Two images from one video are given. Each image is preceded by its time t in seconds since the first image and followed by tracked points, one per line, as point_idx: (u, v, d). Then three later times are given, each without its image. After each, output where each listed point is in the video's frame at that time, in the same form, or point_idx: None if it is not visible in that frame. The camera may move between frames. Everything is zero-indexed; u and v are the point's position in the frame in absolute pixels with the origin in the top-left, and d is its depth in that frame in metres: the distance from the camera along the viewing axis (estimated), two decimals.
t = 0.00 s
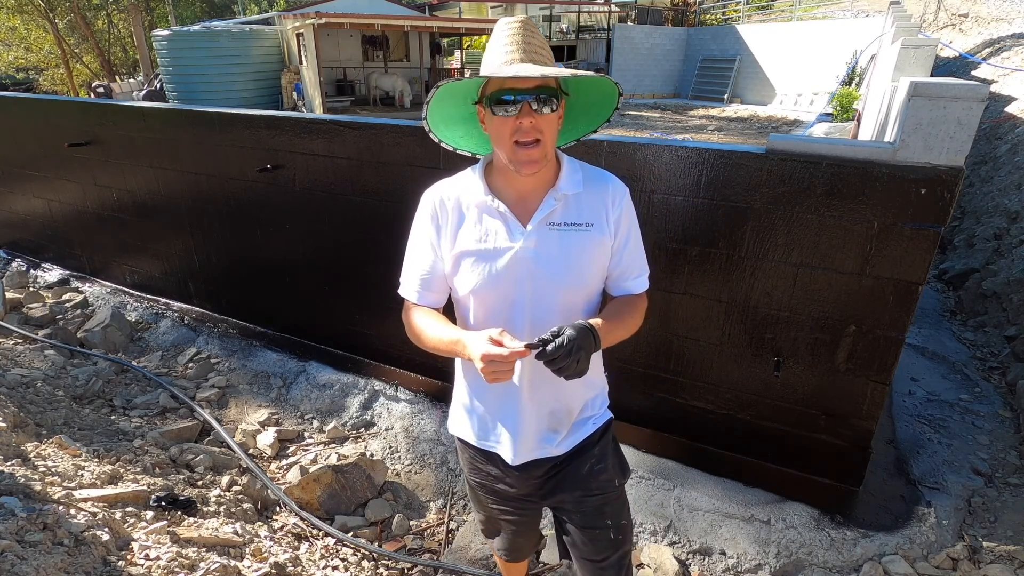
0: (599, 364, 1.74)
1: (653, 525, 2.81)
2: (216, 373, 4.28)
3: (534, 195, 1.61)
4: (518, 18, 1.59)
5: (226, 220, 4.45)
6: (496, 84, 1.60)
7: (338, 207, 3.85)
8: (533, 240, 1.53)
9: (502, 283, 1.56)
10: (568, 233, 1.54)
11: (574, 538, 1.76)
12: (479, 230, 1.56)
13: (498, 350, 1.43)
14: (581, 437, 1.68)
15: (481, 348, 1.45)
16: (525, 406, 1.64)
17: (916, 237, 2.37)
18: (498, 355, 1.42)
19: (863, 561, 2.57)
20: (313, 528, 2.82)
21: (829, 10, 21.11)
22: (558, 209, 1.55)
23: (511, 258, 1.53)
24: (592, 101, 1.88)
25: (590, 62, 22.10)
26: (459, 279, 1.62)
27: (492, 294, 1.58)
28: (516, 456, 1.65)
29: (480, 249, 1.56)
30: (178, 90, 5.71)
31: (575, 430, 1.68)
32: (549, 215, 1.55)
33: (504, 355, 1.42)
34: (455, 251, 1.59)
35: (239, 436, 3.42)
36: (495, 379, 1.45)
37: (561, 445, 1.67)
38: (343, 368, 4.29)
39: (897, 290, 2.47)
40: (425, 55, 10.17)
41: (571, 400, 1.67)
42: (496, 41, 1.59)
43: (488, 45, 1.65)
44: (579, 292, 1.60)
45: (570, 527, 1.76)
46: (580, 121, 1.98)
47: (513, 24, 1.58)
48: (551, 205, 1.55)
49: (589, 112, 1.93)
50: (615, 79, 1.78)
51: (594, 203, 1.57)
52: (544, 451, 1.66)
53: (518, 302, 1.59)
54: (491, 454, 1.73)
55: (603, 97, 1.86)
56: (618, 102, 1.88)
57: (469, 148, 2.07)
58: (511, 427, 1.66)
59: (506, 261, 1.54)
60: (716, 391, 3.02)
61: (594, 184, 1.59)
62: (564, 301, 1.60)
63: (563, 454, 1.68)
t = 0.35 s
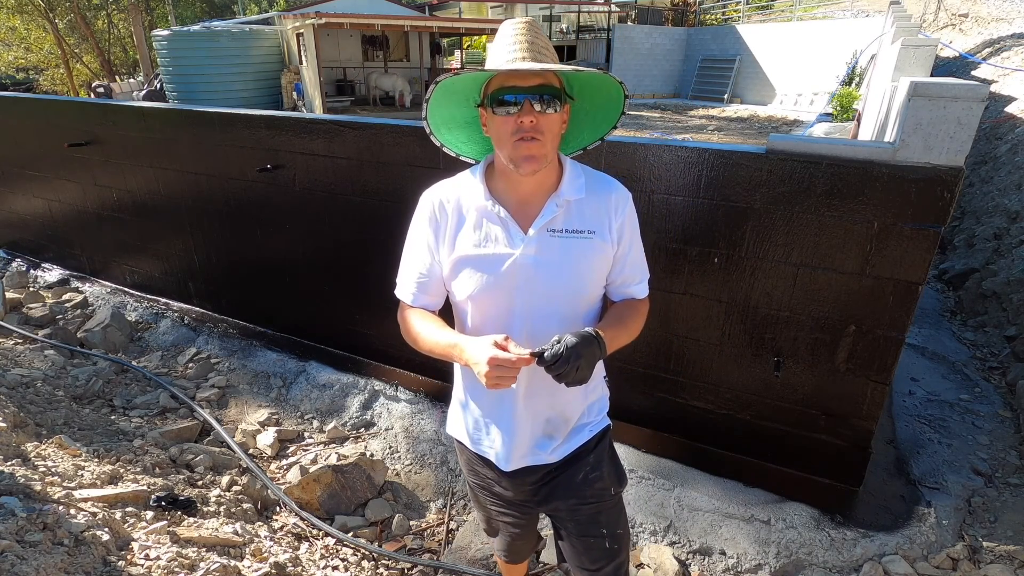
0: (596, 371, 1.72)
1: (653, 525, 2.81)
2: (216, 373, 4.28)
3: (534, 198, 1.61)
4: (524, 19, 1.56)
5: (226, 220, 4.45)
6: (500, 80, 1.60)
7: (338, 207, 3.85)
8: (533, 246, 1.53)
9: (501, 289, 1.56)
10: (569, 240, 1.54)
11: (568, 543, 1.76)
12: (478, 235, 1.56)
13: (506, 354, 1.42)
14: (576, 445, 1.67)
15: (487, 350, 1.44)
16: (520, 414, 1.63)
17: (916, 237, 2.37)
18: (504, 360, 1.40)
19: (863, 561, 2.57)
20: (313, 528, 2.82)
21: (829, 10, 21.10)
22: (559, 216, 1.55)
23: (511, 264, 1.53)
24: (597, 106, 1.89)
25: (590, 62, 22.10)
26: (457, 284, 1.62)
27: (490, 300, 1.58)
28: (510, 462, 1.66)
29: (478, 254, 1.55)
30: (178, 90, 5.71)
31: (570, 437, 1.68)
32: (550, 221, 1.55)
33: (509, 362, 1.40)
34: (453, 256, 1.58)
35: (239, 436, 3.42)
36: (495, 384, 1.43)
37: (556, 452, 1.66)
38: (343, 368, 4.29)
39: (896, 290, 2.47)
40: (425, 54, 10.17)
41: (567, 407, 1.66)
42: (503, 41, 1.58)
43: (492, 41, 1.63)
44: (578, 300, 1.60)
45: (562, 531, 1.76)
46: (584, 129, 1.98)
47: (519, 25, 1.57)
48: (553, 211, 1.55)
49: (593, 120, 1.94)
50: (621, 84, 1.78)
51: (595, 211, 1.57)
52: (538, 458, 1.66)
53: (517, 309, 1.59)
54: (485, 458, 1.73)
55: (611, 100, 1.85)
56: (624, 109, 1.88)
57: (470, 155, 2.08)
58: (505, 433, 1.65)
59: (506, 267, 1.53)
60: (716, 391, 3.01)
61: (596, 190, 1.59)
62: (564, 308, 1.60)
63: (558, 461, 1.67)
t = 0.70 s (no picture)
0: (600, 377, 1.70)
1: (653, 525, 2.81)
2: (216, 373, 4.28)
3: (536, 202, 1.61)
4: (524, 19, 1.58)
5: (226, 220, 4.45)
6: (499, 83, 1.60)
7: (338, 207, 3.85)
8: (537, 252, 1.53)
9: (506, 295, 1.56)
10: (574, 244, 1.54)
11: (580, 551, 1.75)
12: (481, 243, 1.55)
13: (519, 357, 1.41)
14: (583, 452, 1.66)
15: (499, 352, 1.43)
16: (525, 423, 1.61)
17: (916, 236, 2.37)
18: (519, 364, 1.39)
19: (863, 561, 2.57)
20: (313, 528, 2.82)
21: (829, 10, 21.10)
22: (563, 221, 1.55)
23: (515, 271, 1.53)
24: (601, 107, 1.89)
25: (590, 62, 22.10)
26: (459, 292, 1.61)
27: (493, 307, 1.58)
28: (516, 473, 1.64)
29: (481, 262, 1.55)
30: (178, 90, 5.72)
31: (576, 445, 1.66)
32: (554, 226, 1.55)
33: (522, 368, 1.39)
34: (455, 264, 1.58)
35: (239, 436, 3.43)
36: (501, 392, 1.41)
37: (563, 461, 1.65)
38: (343, 368, 4.29)
39: (897, 290, 2.47)
40: (425, 55, 10.17)
41: (573, 415, 1.65)
42: (503, 40, 1.58)
43: (493, 41, 1.64)
44: (583, 305, 1.60)
45: (574, 539, 1.75)
46: (586, 130, 1.98)
47: (520, 24, 1.58)
48: (557, 216, 1.54)
49: (595, 122, 1.95)
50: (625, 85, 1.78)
51: (600, 215, 1.57)
52: (545, 468, 1.64)
53: (521, 315, 1.59)
54: (491, 469, 1.71)
55: (614, 103, 1.85)
56: (626, 112, 1.88)
57: (471, 155, 2.08)
58: (510, 444, 1.63)
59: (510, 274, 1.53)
60: (716, 391, 3.02)
61: (600, 194, 1.59)
62: (569, 314, 1.60)
63: (565, 470, 1.66)
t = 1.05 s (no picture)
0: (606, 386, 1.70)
1: (654, 525, 2.81)
2: (216, 373, 4.28)
3: (539, 203, 1.61)
4: (527, 18, 1.58)
5: (226, 220, 4.45)
6: (503, 82, 1.59)
7: (338, 207, 3.85)
8: (541, 254, 1.52)
9: (509, 297, 1.55)
10: (578, 246, 1.54)
11: (587, 562, 1.75)
12: (484, 244, 1.55)
13: (523, 365, 1.40)
14: (590, 463, 1.65)
15: (505, 359, 1.42)
16: (532, 433, 1.59)
17: (916, 236, 2.37)
18: (526, 373, 1.39)
19: (863, 561, 2.57)
20: (313, 528, 2.82)
21: (829, 10, 21.09)
22: (567, 222, 1.55)
23: (519, 272, 1.52)
24: (604, 107, 1.89)
25: (590, 62, 22.10)
26: (462, 295, 1.60)
27: (496, 309, 1.57)
28: (522, 484, 1.61)
29: (484, 262, 1.54)
30: (178, 90, 5.71)
31: (583, 455, 1.65)
32: (558, 227, 1.54)
33: (529, 377, 1.39)
34: (458, 267, 1.57)
35: (239, 436, 3.43)
36: (506, 401, 1.40)
37: (569, 472, 1.63)
38: (343, 368, 4.29)
39: (896, 290, 2.47)
40: (425, 55, 10.17)
41: (579, 424, 1.64)
42: (507, 40, 1.58)
43: (497, 40, 1.64)
44: (587, 308, 1.60)
45: (580, 550, 1.75)
46: (590, 131, 1.97)
47: (523, 24, 1.58)
48: (561, 216, 1.54)
49: (599, 122, 1.94)
50: (631, 83, 1.77)
51: (604, 217, 1.57)
52: (551, 479, 1.62)
53: (525, 318, 1.58)
54: (495, 479, 1.69)
55: (617, 102, 1.85)
56: (629, 110, 1.88)
57: (474, 157, 2.07)
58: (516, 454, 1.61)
59: (513, 276, 1.53)
60: (716, 391, 3.02)
61: (604, 197, 1.59)
62: (573, 317, 1.59)
63: (571, 480, 1.64)
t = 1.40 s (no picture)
0: (604, 387, 1.69)
1: (653, 525, 2.80)
2: (216, 373, 4.28)
3: (536, 204, 1.61)
4: (527, 16, 1.58)
5: (226, 220, 4.45)
6: (501, 82, 1.59)
7: (338, 207, 3.85)
8: (539, 255, 1.52)
9: (506, 299, 1.55)
10: (575, 247, 1.54)
11: (584, 565, 1.76)
12: (481, 244, 1.55)
13: (522, 366, 1.41)
14: (587, 464, 1.65)
15: (502, 362, 1.42)
16: (529, 433, 1.59)
17: (916, 236, 2.37)
18: (525, 375, 1.39)
19: (863, 561, 2.57)
20: (313, 528, 2.82)
21: (829, 10, 21.08)
22: (564, 223, 1.55)
23: (516, 273, 1.52)
24: (602, 109, 1.89)
25: (590, 62, 22.09)
26: (458, 296, 1.60)
27: (492, 311, 1.57)
28: (519, 485, 1.61)
29: (480, 263, 1.55)
30: (178, 90, 5.71)
31: (580, 456, 1.65)
32: (554, 228, 1.55)
33: (529, 379, 1.40)
34: (454, 268, 1.57)
35: (239, 436, 3.43)
36: (509, 401, 1.42)
37: (566, 472, 1.63)
38: (343, 368, 4.29)
39: (897, 290, 2.47)
40: (425, 55, 10.16)
41: (577, 425, 1.64)
42: (506, 38, 1.58)
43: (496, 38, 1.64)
44: (584, 310, 1.59)
45: (578, 552, 1.75)
46: (589, 131, 1.98)
47: (523, 22, 1.57)
48: (559, 217, 1.55)
49: (597, 123, 1.94)
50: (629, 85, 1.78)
51: (601, 218, 1.57)
52: (548, 479, 1.62)
53: (522, 319, 1.58)
54: (493, 480, 1.69)
55: (615, 104, 1.86)
56: (628, 113, 1.89)
57: (472, 155, 2.07)
58: (513, 454, 1.61)
59: (510, 276, 1.53)
60: (716, 391, 3.02)
61: (600, 198, 1.59)
62: (570, 319, 1.59)
63: (568, 481, 1.64)
